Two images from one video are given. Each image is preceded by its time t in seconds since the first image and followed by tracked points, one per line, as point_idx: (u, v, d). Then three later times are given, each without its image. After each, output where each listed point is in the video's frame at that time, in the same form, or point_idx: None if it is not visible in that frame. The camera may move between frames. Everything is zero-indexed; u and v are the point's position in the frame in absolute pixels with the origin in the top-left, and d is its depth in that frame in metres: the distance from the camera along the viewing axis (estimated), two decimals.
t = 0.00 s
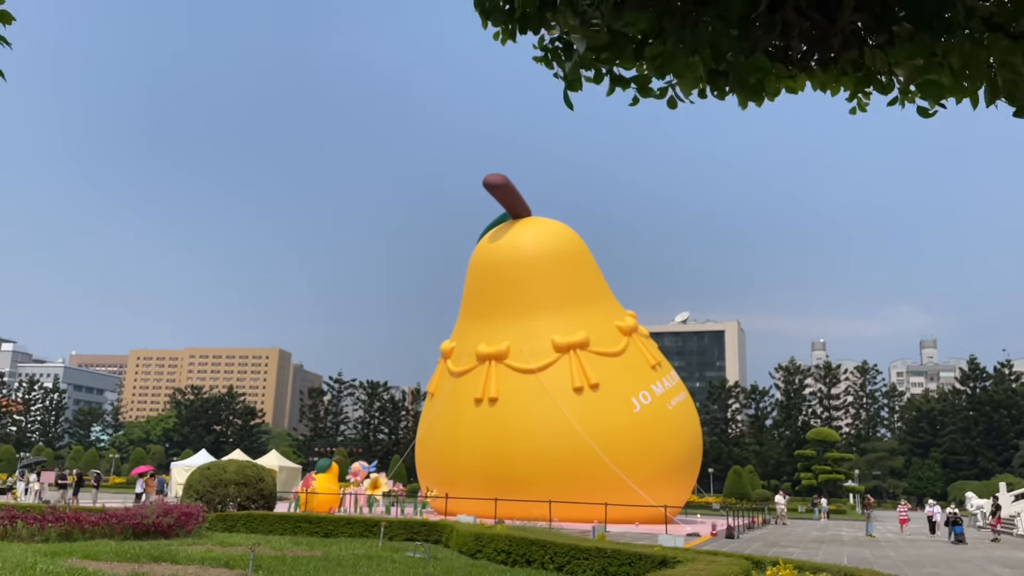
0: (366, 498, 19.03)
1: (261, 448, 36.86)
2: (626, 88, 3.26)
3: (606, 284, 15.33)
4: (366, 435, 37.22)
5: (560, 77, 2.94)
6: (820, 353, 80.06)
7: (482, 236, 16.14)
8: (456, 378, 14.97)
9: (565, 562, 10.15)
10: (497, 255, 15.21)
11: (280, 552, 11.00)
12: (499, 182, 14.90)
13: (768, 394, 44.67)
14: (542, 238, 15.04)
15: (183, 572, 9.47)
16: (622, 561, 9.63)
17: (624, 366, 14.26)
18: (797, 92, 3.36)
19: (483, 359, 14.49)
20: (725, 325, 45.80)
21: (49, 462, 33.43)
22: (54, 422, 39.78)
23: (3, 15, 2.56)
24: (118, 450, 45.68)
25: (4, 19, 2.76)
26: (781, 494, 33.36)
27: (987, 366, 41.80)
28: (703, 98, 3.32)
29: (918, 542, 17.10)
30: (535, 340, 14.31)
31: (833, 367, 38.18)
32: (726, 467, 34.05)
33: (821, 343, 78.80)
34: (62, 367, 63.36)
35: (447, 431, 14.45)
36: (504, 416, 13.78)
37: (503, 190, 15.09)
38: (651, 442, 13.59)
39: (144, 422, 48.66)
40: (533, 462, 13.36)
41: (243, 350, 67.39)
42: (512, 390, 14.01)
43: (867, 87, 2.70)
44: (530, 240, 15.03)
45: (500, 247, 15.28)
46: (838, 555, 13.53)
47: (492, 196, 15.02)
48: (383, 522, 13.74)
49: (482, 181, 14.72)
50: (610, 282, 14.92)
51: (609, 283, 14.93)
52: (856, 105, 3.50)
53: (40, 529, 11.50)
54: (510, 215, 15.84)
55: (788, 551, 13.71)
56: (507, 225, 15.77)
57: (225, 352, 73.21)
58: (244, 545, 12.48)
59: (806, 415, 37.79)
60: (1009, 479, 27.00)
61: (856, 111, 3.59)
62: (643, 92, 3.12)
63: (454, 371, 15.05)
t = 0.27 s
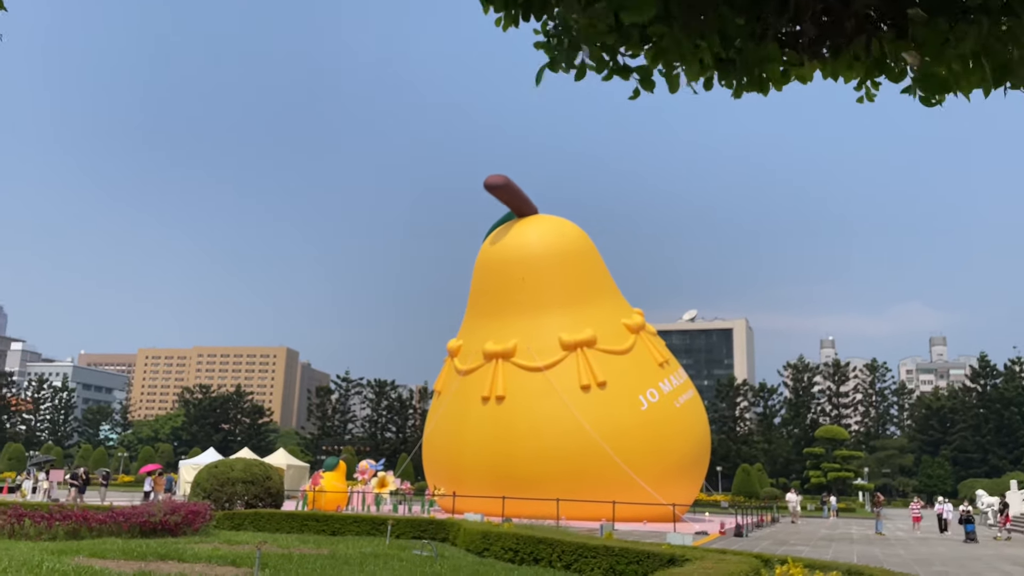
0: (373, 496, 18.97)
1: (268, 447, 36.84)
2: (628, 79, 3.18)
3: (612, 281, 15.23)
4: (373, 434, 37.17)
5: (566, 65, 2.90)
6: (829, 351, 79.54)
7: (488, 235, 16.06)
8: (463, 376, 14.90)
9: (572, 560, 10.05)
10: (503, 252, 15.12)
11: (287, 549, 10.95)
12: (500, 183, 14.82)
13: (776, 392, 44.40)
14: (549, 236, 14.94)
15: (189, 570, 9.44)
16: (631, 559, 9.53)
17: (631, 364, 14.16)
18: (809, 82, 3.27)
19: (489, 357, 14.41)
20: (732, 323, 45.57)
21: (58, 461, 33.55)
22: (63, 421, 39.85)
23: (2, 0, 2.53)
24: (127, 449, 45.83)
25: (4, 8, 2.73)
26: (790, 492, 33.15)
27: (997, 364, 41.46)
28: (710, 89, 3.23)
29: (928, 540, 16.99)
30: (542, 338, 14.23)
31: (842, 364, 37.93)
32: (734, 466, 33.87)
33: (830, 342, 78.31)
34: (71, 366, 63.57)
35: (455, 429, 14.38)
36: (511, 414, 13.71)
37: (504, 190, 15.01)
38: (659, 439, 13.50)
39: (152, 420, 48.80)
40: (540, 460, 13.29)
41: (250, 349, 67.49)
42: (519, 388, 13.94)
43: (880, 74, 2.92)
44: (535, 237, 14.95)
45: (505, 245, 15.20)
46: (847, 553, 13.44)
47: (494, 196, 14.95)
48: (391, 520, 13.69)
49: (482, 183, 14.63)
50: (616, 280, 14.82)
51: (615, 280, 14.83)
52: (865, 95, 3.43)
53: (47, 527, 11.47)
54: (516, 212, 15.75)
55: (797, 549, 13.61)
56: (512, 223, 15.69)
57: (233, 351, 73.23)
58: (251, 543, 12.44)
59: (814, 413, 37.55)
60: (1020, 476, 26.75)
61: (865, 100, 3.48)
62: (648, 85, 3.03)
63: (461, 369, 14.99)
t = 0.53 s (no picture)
0: (381, 493, 18.98)
1: (276, 444, 36.92)
2: (634, 69, 3.15)
3: (619, 278, 15.16)
4: (381, 431, 37.20)
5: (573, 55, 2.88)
6: (837, 347, 79.28)
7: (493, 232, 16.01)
8: (469, 373, 14.86)
9: (579, 557, 10.02)
10: (509, 249, 15.06)
11: (294, 545, 10.96)
12: (502, 181, 14.74)
13: (783, 389, 44.25)
14: (554, 232, 14.88)
15: (196, 565, 9.47)
16: (638, 555, 9.51)
17: (638, 360, 14.10)
18: (817, 72, 3.24)
19: (496, 354, 14.37)
20: (740, 319, 45.44)
21: (67, 458, 33.73)
22: (71, 418, 40.03)
23: None
24: (135, 445, 46.05)
25: None
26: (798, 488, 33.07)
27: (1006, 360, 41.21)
28: (719, 78, 3.19)
29: (937, 537, 16.90)
30: (548, 335, 14.17)
31: (849, 360, 37.78)
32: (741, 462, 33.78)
33: (837, 338, 78.07)
34: (79, 363, 63.92)
35: (461, 425, 14.35)
36: (518, 410, 13.66)
37: (507, 188, 14.92)
38: (666, 436, 13.44)
39: (160, 417, 49.02)
40: (547, 457, 13.25)
41: (258, 346, 67.67)
42: (526, 384, 13.89)
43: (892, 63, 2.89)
44: (541, 234, 14.88)
45: (511, 241, 15.14)
46: (856, 550, 13.38)
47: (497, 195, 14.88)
48: (398, 516, 13.67)
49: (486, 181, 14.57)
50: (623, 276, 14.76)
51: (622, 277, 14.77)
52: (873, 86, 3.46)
53: (56, 524, 11.56)
54: (521, 209, 15.70)
55: (805, 545, 13.56)
56: (518, 220, 15.64)
57: (240, 348, 73.43)
58: (259, 539, 12.46)
59: (822, 409, 37.43)
60: None
61: (870, 91, 3.51)
62: (655, 75, 2.97)
63: (467, 366, 14.94)
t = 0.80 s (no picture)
0: (386, 489, 18.98)
1: (282, 440, 36.98)
2: (641, 61, 3.11)
3: (624, 274, 15.12)
4: (386, 427, 37.23)
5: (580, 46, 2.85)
6: (843, 343, 79.05)
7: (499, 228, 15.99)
8: (475, 369, 14.85)
9: (584, 553, 9.98)
10: (514, 246, 15.01)
11: (300, 542, 10.96)
12: (506, 179, 14.72)
13: (790, 385, 44.13)
14: (560, 228, 14.83)
15: (202, 561, 9.48)
16: (644, 552, 9.49)
17: (644, 356, 14.06)
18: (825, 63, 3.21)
19: (501, 350, 14.35)
20: (746, 315, 45.31)
21: (74, 454, 33.87)
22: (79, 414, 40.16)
23: None
24: (143, 442, 46.25)
25: None
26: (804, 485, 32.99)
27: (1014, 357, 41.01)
28: (727, 70, 3.16)
29: (944, 533, 16.84)
30: (554, 331, 14.14)
31: (856, 357, 37.66)
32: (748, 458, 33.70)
33: (844, 334, 77.84)
34: (86, 360, 64.18)
35: (467, 422, 14.33)
36: (524, 407, 13.63)
37: (511, 186, 14.89)
38: (672, 432, 13.41)
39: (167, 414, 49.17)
40: (552, 453, 13.23)
41: (264, 342, 67.79)
42: (531, 381, 13.87)
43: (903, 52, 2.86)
44: (547, 230, 14.84)
45: (517, 238, 15.11)
46: (862, 546, 13.35)
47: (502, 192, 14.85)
48: (403, 513, 13.66)
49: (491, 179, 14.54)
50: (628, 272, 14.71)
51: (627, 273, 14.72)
52: (879, 75, 3.44)
53: (63, 520, 11.54)
54: (526, 205, 15.65)
55: (811, 542, 13.53)
56: (523, 216, 15.61)
57: (246, 345, 73.56)
58: (265, 536, 12.46)
59: (829, 405, 37.31)
60: None
61: (877, 82, 3.48)
62: (663, 67, 2.94)
63: (473, 362, 14.93)
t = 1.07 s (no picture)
0: (392, 484, 19.00)
1: (288, 436, 37.06)
2: (646, 54, 3.07)
3: (630, 269, 15.07)
4: (392, 423, 37.28)
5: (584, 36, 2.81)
6: (849, 338, 78.88)
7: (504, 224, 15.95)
8: (480, 365, 14.83)
9: (589, 549, 9.95)
10: (519, 241, 14.97)
11: (305, 537, 10.96)
12: (510, 174, 14.69)
13: (795, 380, 44.03)
14: (565, 224, 14.79)
15: (208, 556, 9.49)
16: (650, 547, 9.45)
17: (649, 352, 14.02)
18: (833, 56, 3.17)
19: (506, 346, 14.33)
20: (751, 310, 45.21)
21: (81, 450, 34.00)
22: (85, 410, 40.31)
23: None
24: (149, 438, 46.40)
25: None
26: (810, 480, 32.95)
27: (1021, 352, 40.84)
28: (733, 63, 3.12)
29: (950, 529, 16.80)
30: (559, 327, 14.11)
31: (861, 352, 37.55)
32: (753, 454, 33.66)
33: (849, 329, 77.62)
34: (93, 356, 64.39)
35: (472, 417, 14.32)
36: (529, 403, 13.61)
37: (516, 181, 14.85)
38: (677, 428, 13.38)
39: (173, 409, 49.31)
40: (558, 449, 13.21)
41: (269, 338, 67.91)
42: (536, 376, 13.84)
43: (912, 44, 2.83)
44: (552, 225, 14.80)
45: (522, 233, 15.07)
46: (868, 542, 13.32)
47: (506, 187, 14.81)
48: (408, 508, 13.66)
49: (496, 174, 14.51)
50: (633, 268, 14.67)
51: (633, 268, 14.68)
52: (886, 69, 3.41)
53: (69, 515, 11.56)
54: (530, 201, 15.61)
55: (817, 537, 13.50)
56: (528, 212, 15.57)
57: (252, 341, 73.72)
58: (270, 531, 12.48)
59: (834, 401, 37.22)
60: None
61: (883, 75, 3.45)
62: (667, 61, 2.91)
63: (478, 358, 14.92)
